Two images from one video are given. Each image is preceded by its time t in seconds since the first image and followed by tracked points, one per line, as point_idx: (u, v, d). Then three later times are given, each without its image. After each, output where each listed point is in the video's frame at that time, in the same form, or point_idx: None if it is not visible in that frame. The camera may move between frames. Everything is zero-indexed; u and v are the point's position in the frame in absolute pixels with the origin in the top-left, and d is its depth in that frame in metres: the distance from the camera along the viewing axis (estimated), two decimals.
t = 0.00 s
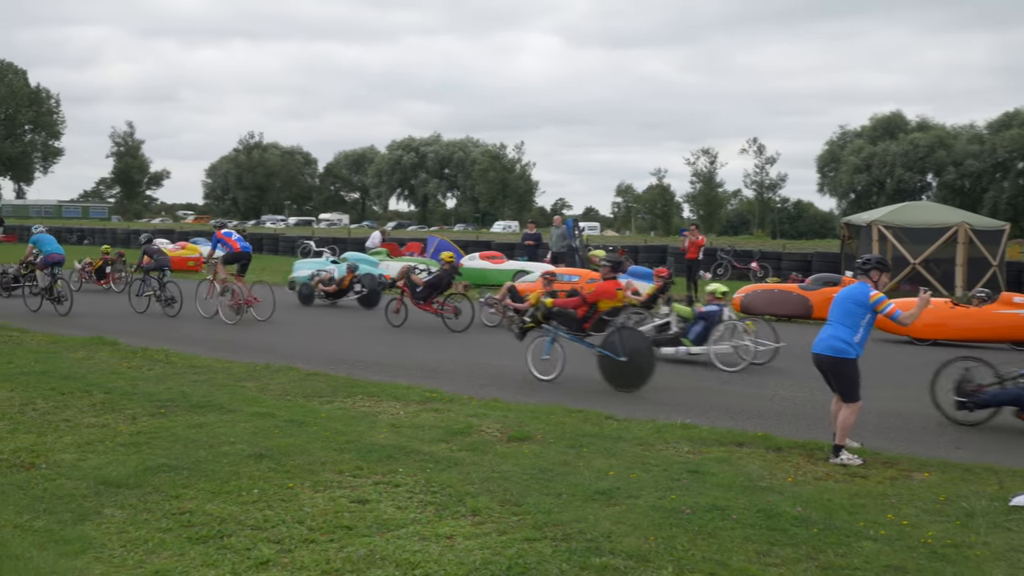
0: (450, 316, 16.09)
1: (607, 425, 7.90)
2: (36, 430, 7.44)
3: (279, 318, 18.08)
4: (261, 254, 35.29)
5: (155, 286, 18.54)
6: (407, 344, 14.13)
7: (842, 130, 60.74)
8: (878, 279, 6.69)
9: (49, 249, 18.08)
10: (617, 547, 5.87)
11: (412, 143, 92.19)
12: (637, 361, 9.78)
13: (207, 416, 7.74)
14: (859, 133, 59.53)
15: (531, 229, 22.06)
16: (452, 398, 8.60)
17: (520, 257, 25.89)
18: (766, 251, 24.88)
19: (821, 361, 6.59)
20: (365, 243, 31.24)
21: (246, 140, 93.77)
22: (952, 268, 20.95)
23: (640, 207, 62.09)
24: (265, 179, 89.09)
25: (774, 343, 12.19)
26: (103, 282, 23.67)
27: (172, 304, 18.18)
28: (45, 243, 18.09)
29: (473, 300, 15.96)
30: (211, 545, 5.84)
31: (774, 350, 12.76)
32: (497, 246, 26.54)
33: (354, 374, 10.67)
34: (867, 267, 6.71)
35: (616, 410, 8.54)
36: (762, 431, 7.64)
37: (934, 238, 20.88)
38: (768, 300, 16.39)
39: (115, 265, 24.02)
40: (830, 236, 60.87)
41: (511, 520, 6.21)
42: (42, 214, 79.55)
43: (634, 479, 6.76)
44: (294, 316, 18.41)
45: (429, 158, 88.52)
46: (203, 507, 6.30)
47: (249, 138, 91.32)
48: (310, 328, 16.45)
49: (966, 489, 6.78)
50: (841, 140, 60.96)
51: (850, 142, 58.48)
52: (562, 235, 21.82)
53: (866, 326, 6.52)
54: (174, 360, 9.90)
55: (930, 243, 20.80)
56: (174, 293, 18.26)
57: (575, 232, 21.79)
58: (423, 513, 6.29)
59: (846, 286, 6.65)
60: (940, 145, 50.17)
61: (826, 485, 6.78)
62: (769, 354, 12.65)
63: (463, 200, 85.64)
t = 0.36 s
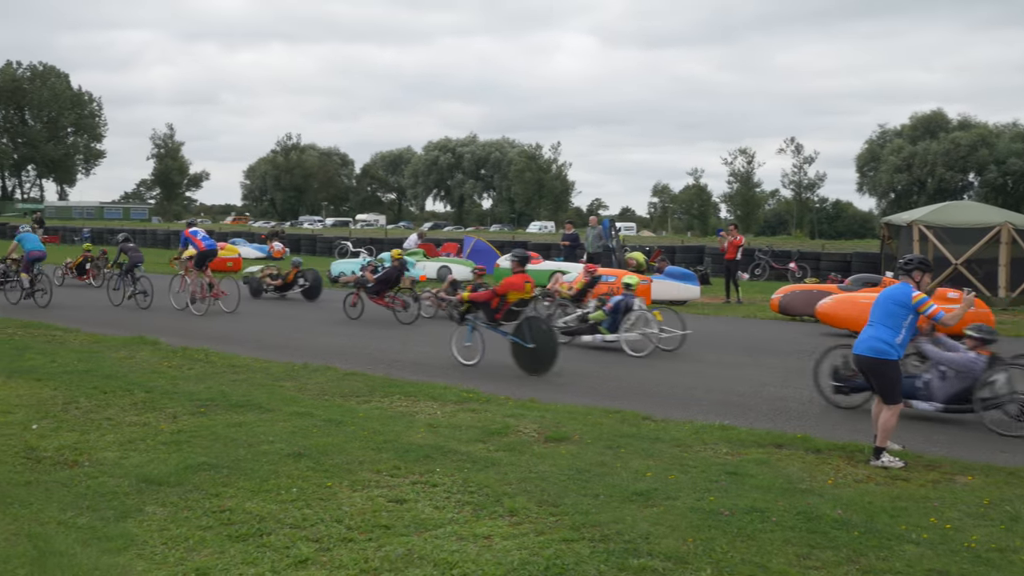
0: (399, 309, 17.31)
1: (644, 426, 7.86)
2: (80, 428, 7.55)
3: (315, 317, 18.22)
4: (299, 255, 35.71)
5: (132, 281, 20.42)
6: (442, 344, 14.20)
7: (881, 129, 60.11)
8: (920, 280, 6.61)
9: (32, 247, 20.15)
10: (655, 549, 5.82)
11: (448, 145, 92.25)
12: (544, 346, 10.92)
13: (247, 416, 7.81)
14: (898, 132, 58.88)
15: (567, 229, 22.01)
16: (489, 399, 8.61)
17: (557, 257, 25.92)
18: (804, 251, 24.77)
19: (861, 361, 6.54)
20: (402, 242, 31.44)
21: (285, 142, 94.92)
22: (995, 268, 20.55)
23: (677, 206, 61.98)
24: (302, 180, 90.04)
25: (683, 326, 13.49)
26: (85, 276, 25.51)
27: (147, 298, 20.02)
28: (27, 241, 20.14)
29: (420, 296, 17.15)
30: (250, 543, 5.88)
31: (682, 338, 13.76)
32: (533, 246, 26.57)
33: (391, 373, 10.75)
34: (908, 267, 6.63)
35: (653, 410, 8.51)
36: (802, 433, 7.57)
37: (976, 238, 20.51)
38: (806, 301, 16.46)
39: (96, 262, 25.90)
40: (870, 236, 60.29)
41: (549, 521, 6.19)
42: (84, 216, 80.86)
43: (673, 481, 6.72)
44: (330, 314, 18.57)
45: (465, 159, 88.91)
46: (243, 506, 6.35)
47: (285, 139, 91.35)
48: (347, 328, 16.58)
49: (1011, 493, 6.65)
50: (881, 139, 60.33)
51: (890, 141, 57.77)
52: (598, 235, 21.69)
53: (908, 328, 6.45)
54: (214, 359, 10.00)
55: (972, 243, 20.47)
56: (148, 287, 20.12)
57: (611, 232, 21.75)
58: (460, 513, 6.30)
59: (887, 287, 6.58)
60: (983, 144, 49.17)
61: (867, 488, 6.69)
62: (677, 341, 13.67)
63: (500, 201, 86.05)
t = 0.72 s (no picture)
0: (356, 302, 18.47)
1: (680, 426, 7.83)
2: (120, 426, 7.65)
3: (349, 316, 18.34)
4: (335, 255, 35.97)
5: (113, 276, 21.77)
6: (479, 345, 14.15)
7: (920, 127, 59.32)
8: (962, 280, 6.52)
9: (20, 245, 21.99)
10: (692, 550, 5.77)
11: (483, 145, 92.26)
12: (464, 333, 12.37)
13: (283, 415, 7.86)
14: (937, 130, 58.09)
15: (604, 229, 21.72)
16: (525, 399, 8.61)
17: (592, 257, 25.85)
18: (842, 251, 24.61)
19: (901, 361, 6.47)
20: (437, 243, 31.54)
21: (320, 143, 95.66)
22: None
23: (712, 206, 61.70)
24: (337, 181, 91.61)
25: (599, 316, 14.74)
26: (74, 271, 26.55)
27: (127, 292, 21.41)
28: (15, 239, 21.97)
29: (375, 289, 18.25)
30: (287, 541, 5.93)
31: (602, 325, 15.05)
32: (568, 246, 26.53)
33: (427, 372, 10.78)
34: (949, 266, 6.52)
35: (690, 411, 8.48)
36: (840, 434, 7.51)
37: (1018, 238, 20.19)
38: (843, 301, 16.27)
39: (85, 258, 26.67)
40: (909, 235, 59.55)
41: (585, 522, 6.18)
42: (123, 217, 81.13)
43: (709, 482, 6.67)
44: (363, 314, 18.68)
45: (499, 159, 89.06)
46: (281, 504, 6.40)
47: (318, 139, 93.52)
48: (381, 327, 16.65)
49: None
50: (920, 137, 59.56)
51: (929, 139, 56.95)
52: (635, 235, 21.29)
53: (949, 328, 6.37)
54: (251, 359, 10.07)
55: (1013, 242, 20.16)
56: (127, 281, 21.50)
57: (646, 232, 21.65)
58: (496, 513, 6.30)
59: (929, 286, 6.50)
60: None
61: (907, 490, 6.61)
62: (597, 329, 14.97)
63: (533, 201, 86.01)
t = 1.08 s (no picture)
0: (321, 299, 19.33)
1: (713, 429, 7.79)
2: (156, 426, 7.73)
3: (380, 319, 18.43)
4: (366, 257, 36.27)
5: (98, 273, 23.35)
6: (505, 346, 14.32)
7: (957, 127, 58.53)
8: (1001, 283, 6.48)
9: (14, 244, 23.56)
10: (725, 554, 5.71)
11: (515, 146, 92.65)
12: (397, 322, 13.80)
13: (317, 416, 7.91)
14: (974, 130, 57.30)
15: (635, 232, 21.92)
16: (557, 401, 8.60)
17: (624, 260, 25.82)
18: (877, 253, 24.39)
19: (939, 364, 6.38)
20: (469, 246, 31.63)
21: (354, 147, 96.50)
22: None
23: (745, 207, 61.45)
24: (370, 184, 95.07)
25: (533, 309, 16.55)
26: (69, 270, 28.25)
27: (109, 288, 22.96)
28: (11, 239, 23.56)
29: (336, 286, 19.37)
30: (321, 542, 5.96)
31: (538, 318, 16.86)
32: (600, 249, 26.51)
33: (460, 374, 10.77)
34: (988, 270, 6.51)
35: (723, 414, 8.43)
36: (876, 439, 7.43)
37: None
38: (879, 304, 16.09)
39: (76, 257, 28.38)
40: (945, 237, 58.73)
41: (617, 524, 6.15)
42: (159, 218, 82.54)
43: (743, 485, 6.62)
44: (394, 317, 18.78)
45: (532, 161, 89.18)
46: (314, 504, 6.44)
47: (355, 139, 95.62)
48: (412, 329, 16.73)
49: None
50: (956, 137, 58.92)
51: (966, 140, 56.20)
52: (666, 236, 21.54)
53: (989, 331, 6.29)
54: (285, 360, 10.15)
55: None
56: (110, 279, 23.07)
57: (679, 234, 21.58)
58: (529, 515, 6.30)
59: (968, 288, 6.43)
60: None
61: (945, 495, 6.51)
62: (533, 320, 16.94)
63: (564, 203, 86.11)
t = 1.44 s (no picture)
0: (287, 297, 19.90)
1: (745, 432, 7.77)
2: (189, 426, 7.81)
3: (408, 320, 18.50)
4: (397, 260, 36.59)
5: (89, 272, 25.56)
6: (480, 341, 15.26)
7: (991, 128, 57.85)
8: None
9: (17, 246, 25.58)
10: (759, 558, 5.65)
11: (546, 149, 93.11)
12: (345, 316, 15.63)
13: (348, 417, 7.96)
14: (1010, 131, 56.59)
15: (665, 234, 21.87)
16: (587, 403, 8.61)
17: (654, 262, 25.81)
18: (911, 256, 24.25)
19: (976, 367, 6.33)
20: (500, 248, 31.72)
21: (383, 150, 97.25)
22: None
23: (777, 211, 61.30)
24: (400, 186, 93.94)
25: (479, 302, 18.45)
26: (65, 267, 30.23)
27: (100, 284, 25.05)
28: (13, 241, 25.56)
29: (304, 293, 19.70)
30: (353, 542, 5.99)
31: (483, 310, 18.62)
32: (630, 251, 26.51)
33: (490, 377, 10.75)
34: None
35: (754, 416, 8.41)
36: (909, 443, 7.37)
37: None
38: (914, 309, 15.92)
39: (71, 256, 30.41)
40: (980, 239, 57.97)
41: (649, 527, 6.12)
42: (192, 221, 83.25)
43: (776, 488, 6.57)
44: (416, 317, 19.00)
45: (562, 163, 89.26)
46: (345, 505, 6.47)
47: (384, 144, 96.65)
48: (441, 330, 16.77)
49: None
50: (991, 138, 58.21)
51: (1001, 142, 55.53)
52: (697, 238, 21.43)
53: None
54: (317, 362, 10.23)
55: None
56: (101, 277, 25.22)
57: (709, 237, 21.52)
58: (560, 517, 6.29)
59: (1005, 290, 6.38)
60: None
61: (981, 501, 6.42)
62: (478, 313, 18.53)
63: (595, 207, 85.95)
